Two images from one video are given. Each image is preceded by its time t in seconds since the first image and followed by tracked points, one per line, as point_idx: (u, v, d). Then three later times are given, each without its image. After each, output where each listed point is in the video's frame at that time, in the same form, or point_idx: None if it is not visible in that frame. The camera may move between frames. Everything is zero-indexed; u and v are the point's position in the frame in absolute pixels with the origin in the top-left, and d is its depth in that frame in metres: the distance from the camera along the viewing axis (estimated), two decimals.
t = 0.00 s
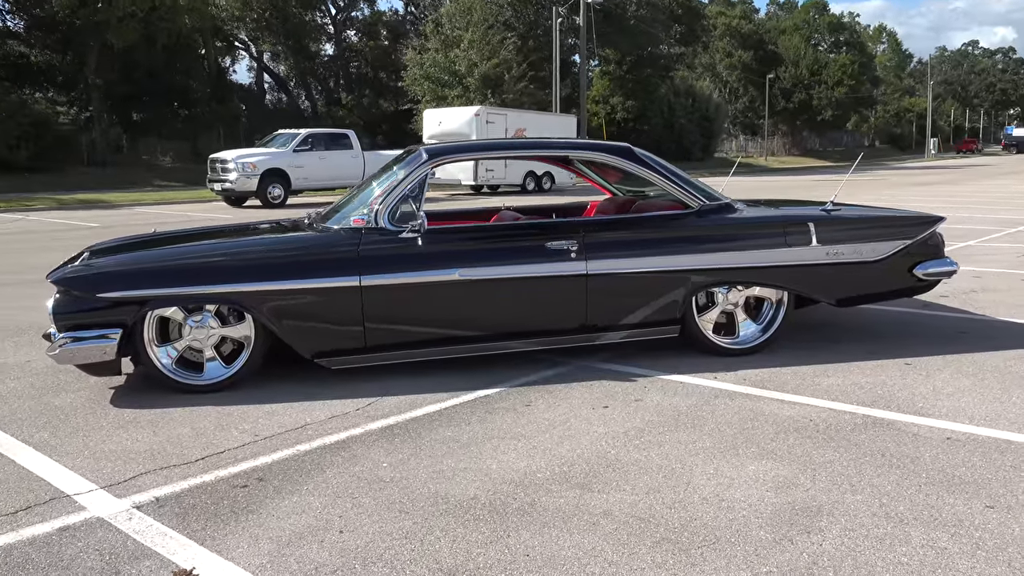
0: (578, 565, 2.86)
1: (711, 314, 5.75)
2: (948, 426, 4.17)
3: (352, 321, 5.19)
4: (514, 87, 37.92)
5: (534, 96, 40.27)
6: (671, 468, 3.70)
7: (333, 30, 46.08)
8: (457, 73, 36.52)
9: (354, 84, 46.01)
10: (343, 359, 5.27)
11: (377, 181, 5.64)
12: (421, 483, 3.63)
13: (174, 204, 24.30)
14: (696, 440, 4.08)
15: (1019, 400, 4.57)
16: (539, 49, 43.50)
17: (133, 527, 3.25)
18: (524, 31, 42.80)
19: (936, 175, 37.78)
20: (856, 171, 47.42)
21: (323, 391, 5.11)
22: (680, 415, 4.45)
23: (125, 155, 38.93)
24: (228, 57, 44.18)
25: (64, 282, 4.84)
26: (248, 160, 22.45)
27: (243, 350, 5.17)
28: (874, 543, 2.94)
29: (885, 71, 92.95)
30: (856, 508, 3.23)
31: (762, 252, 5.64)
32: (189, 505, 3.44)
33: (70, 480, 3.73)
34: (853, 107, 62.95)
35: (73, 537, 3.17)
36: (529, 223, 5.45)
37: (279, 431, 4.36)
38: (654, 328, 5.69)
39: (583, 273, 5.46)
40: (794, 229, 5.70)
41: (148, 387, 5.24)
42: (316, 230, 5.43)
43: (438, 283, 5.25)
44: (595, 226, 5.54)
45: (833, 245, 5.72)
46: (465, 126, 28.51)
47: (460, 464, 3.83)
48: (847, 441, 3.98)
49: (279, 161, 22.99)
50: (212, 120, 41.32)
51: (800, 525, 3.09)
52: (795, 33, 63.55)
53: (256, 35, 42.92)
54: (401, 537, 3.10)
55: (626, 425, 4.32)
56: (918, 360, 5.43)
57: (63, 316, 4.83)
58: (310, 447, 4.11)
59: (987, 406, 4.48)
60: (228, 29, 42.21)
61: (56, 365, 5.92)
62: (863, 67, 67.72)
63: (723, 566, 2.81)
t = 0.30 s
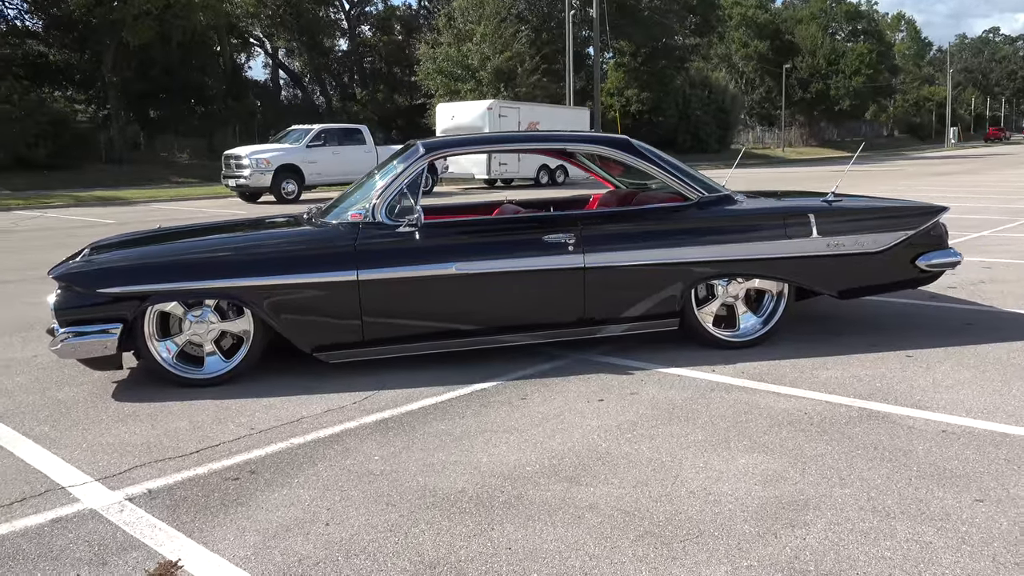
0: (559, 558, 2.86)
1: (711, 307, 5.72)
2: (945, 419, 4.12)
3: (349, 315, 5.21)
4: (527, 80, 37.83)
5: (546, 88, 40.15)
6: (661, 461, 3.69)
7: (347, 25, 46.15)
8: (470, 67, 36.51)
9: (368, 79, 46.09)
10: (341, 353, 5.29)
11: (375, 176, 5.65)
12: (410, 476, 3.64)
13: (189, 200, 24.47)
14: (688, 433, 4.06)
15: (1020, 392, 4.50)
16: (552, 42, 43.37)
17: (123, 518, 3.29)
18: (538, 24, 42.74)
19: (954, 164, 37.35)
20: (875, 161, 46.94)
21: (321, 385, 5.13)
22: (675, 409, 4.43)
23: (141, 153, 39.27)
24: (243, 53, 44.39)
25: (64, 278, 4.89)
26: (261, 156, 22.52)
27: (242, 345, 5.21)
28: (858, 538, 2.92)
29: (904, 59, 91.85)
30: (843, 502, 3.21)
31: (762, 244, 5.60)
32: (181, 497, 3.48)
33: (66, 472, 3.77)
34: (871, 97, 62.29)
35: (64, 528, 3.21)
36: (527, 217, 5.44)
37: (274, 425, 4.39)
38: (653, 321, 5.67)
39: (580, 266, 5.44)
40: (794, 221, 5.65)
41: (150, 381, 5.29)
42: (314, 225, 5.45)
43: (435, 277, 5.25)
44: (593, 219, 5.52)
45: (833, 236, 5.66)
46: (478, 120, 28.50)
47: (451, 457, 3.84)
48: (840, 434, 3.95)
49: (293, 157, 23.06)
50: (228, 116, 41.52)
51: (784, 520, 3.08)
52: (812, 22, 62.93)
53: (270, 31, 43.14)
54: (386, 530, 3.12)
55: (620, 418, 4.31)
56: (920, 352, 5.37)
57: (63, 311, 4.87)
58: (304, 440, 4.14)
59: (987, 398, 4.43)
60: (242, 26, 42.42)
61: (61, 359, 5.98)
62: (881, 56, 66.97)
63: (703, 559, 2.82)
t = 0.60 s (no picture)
0: (549, 560, 2.88)
1: (729, 313, 5.68)
2: (960, 433, 4.05)
3: (367, 314, 5.28)
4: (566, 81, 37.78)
5: (586, 90, 40.07)
6: (663, 467, 3.69)
7: (390, 26, 46.58)
8: (510, 68, 36.62)
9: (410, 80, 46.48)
10: (358, 351, 5.37)
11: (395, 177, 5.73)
12: (413, 474, 3.69)
13: (231, 197, 24.88)
14: (695, 440, 4.05)
15: None
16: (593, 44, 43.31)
17: (132, 507, 3.39)
18: (581, 25, 42.78)
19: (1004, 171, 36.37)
20: (921, 167, 45.99)
21: (337, 382, 5.21)
22: (684, 415, 4.41)
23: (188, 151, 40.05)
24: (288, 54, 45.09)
25: (92, 273, 5.04)
26: (301, 155, 22.81)
27: (262, 341, 5.31)
28: (853, 550, 2.90)
29: (956, 62, 89.75)
30: (843, 513, 3.18)
31: (782, 250, 5.55)
32: (190, 488, 3.57)
33: (83, 461, 3.89)
34: (920, 101, 60.99)
35: (76, 514, 3.32)
36: (544, 220, 5.47)
37: (287, 420, 4.48)
38: (671, 325, 5.65)
39: (597, 270, 5.44)
40: (816, 228, 5.59)
41: (173, 375, 5.41)
42: (334, 225, 5.55)
43: (451, 278, 5.30)
44: (611, 223, 5.52)
45: (855, 245, 5.59)
46: (516, 121, 28.52)
47: (455, 457, 3.88)
48: (849, 445, 3.90)
49: (332, 157, 23.33)
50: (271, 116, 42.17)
51: (780, 529, 3.07)
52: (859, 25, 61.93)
53: (315, 32, 43.79)
54: (383, 526, 3.17)
55: (628, 423, 4.32)
56: (943, 364, 5.28)
57: (90, 305, 5.02)
58: (314, 435, 4.21)
59: (1006, 413, 4.33)
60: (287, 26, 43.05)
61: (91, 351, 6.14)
62: (931, 59, 65.58)
63: (692, 566, 2.82)
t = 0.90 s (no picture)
0: (545, 554, 2.91)
1: (753, 315, 5.63)
2: (980, 440, 3.97)
3: (389, 308, 5.37)
4: (614, 80, 37.61)
5: (634, 90, 39.81)
6: (671, 467, 3.69)
7: (440, 24, 46.84)
8: (557, 66, 36.57)
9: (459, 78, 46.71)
10: (381, 345, 5.46)
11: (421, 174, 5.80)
12: (422, 467, 3.75)
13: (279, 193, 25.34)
14: (706, 440, 4.05)
15: None
16: (643, 43, 42.99)
17: (149, 492, 3.51)
18: (630, 24, 42.57)
19: None
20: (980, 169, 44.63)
21: (360, 375, 5.31)
22: (699, 415, 4.40)
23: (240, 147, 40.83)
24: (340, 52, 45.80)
25: (126, 266, 5.21)
26: (347, 152, 23.16)
27: (287, 334, 5.43)
28: (853, 552, 2.87)
29: (1019, 62, 86.94)
30: (848, 516, 3.15)
31: (808, 251, 5.48)
32: (207, 475, 3.68)
33: (108, 446, 4.05)
34: (982, 101, 59.17)
35: (96, 497, 3.46)
36: (566, 219, 5.48)
37: (307, 411, 4.59)
38: (693, 326, 5.63)
39: (619, 269, 5.44)
40: (843, 230, 5.51)
41: (203, 366, 5.57)
42: (361, 221, 5.64)
43: (473, 276, 5.36)
44: (633, 223, 5.51)
45: (884, 248, 5.50)
46: (562, 120, 28.47)
47: (465, 451, 3.94)
48: (863, 449, 3.86)
49: (378, 154, 23.56)
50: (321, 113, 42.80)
51: (780, 530, 3.05)
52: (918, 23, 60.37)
53: (366, 31, 44.33)
54: (386, 517, 3.23)
55: (641, 422, 4.33)
56: (971, 370, 5.17)
57: (123, 296, 5.19)
58: (331, 428, 4.31)
59: None
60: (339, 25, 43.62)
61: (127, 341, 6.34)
62: (994, 59, 63.56)
63: (687, 565, 2.82)
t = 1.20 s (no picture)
0: (520, 551, 2.91)
1: (748, 310, 5.61)
2: (972, 434, 3.92)
3: (382, 306, 5.37)
4: (625, 76, 37.53)
5: (646, 86, 39.67)
6: (655, 463, 3.68)
7: (452, 23, 46.90)
8: (568, 63, 36.48)
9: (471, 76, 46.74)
10: (375, 343, 5.47)
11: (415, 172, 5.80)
12: (406, 464, 3.76)
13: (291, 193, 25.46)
14: (693, 435, 4.02)
15: None
16: (656, 38, 42.85)
17: (135, 491, 3.55)
18: (643, 20, 42.50)
19: None
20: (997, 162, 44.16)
21: (354, 374, 5.33)
22: (688, 411, 4.39)
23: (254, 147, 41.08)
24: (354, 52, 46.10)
25: (121, 266, 5.25)
26: (358, 152, 23.25)
27: (282, 332, 5.46)
28: (829, 549, 2.85)
29: None
30: (830, 511, 3.14)
31: (803, 246, 5.44)
32: (193, 474, 3.71)
33: (99, 446, 4.10)
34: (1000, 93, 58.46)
35: (82, 496, 3.50)
36: (560, 214, 5.48)
37: (298, 410, 4.61)
38: (688, 322, 5.61)
39: (611, 265, 5.43)
40: (838, 224, 5.47)
41: (199, 365, 5.61)
42: (356, 220, 5.65)
43: (466, 273, 5.36)
44: (626, 218, 5.49)
45: (880, 241, 5.45)
46: (573, 117, 28.39)
47: (451, 449, 3.95)
48: (850, 445, 3.83)
49: (388, 153, 23.60)
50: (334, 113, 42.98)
51: (759, 526, 3.04)
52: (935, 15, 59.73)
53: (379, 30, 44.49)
54: (367, 514, 3.24)
55: (629, 418, 4.32)
56: (968, 365, 5.12)
57: (119, 296, 5.23)
58: (320, 426, 4.32)
59: None
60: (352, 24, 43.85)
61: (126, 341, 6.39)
62: (1013, 50, 62.75)
63: (663, 561, 2.80)
